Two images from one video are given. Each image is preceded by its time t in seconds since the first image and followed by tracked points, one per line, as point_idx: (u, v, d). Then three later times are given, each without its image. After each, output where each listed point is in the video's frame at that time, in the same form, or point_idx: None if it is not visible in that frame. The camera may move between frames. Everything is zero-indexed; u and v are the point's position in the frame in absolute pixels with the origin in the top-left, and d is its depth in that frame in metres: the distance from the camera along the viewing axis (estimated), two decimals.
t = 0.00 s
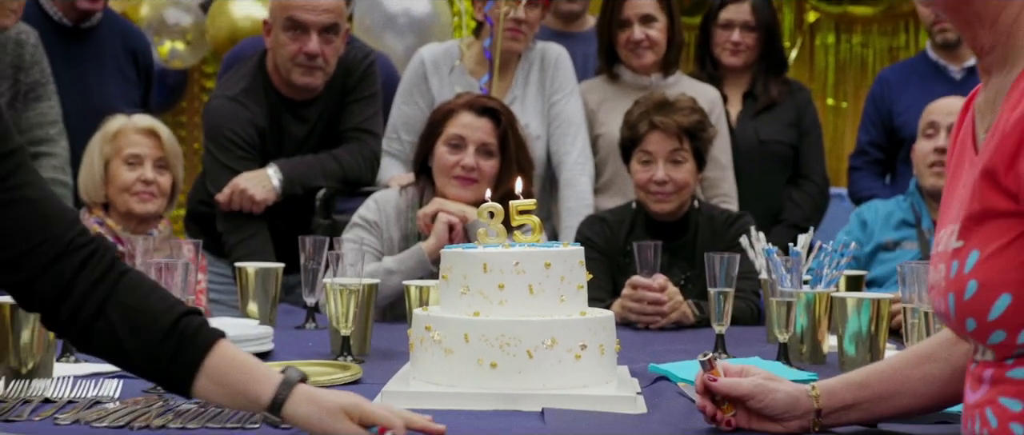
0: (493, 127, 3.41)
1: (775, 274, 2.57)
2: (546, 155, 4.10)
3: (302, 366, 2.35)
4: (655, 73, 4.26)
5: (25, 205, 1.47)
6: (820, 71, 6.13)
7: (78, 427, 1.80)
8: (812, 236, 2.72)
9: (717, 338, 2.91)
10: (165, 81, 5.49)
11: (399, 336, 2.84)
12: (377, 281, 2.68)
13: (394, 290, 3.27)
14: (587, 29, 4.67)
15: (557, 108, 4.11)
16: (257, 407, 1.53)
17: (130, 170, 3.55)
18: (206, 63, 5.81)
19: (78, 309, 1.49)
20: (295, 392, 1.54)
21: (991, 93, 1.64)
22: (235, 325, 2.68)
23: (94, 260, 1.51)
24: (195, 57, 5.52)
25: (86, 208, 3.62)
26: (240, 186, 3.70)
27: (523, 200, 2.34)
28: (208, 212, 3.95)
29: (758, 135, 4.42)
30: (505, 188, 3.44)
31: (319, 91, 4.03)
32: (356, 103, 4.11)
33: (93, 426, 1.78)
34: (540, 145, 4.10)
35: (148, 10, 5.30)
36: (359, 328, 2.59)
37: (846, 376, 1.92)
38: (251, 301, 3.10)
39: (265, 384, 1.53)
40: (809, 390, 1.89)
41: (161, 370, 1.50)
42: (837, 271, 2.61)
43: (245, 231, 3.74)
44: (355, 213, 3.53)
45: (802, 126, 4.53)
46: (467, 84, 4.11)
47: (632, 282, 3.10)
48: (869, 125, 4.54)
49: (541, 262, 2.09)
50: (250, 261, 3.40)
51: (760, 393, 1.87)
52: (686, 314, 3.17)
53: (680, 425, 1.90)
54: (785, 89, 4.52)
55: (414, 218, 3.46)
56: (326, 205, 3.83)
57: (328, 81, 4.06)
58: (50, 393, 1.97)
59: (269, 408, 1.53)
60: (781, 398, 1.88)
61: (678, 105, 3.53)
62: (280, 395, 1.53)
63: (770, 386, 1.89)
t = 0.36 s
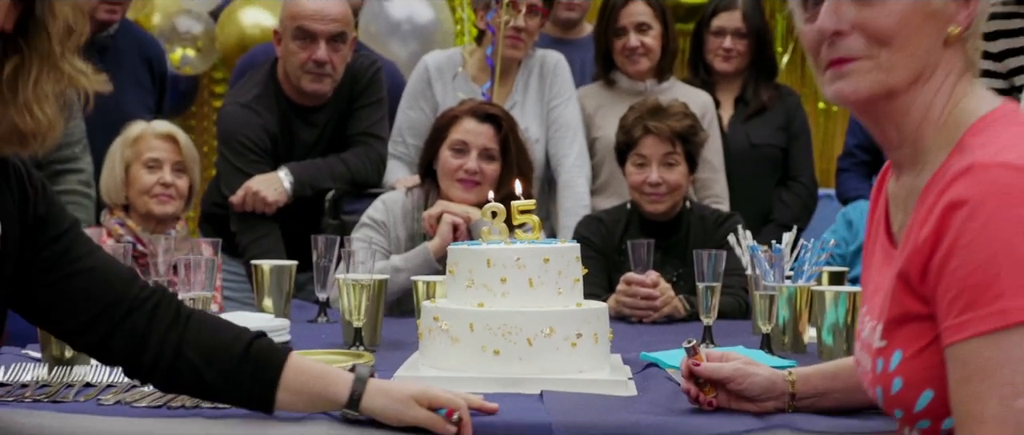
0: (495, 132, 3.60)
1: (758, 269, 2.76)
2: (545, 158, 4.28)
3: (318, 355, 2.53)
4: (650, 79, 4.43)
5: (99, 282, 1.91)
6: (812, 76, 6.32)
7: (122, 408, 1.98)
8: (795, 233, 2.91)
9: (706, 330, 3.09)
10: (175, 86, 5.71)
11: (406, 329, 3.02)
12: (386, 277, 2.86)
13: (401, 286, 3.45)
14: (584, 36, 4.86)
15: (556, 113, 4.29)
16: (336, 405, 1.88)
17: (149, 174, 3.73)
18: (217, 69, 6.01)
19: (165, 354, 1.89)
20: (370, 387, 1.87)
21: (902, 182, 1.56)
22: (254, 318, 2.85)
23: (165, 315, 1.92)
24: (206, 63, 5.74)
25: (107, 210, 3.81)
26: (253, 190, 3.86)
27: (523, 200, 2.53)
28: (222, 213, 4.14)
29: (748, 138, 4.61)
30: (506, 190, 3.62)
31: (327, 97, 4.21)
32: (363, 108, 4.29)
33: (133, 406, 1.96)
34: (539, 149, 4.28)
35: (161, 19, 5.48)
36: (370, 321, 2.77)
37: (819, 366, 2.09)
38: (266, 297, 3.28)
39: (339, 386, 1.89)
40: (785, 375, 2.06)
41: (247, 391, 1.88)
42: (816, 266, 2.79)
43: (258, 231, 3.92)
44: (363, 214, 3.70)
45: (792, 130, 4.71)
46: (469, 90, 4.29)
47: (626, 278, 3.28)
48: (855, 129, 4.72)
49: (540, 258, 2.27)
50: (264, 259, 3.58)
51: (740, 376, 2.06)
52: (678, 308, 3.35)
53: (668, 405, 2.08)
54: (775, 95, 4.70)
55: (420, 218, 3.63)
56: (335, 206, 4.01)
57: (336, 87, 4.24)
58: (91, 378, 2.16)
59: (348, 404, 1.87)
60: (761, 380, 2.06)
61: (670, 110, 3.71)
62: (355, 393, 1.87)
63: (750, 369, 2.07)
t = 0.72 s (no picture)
0: (497, 137, 3.78)
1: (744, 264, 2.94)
2: (545, 161, 4.45)
3: (332, 344, 2.70)
4: (646, 84, 4.60)
5: (128, 371, 2.09)
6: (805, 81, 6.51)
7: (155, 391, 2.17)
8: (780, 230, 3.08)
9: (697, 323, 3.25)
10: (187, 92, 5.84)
11: (414, 323, 3.19)
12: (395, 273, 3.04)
13: (409, 283, 3.62)
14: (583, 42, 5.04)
15: (555, 117, 4.47)
16: (354, 407, 2.07)
17: (167, 175, 3.91)
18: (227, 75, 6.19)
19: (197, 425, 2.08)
20: (384, 380, 2.08)
21: (845, 252, 1.76)
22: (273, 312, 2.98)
23: (190, 389, 2.11)
24: (216, 69, 5.88)
25: (127, 210, 3.98)
26: (266, 191, 4.03)
27: (524, 200, 2.70)
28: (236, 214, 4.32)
29: (741, 141, 4.78)
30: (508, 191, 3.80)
31: (336, 102, 4.39)
32: (370, 113, 4.47)
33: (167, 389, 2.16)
34: (539, 151, 4.45)
35: (172, 25, 5.76)
36: (380, 314, 2.95)
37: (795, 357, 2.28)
38: (281, 292, 3.46)
39: (356, 387, 2.07)
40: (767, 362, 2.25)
41: None
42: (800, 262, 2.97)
43: (270, 230, 4.08)
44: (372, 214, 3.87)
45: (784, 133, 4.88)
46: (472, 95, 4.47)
47: (622, 274, 3.45)
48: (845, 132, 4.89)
49: (539, 253, 2.44)
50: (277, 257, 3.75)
51: (727, 362, 2.22)
52: (671, 303, 3.52)
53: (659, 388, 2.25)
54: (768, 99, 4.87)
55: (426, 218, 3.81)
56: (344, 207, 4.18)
57: (344, 93, 4.42)
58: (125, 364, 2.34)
59: (369, 399, 2.07)
60: (745, 367, 2.23)
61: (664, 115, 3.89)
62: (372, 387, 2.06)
63: (735, 357, 2.24)
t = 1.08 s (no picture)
0: (499, 141, 3.95)
1: (732, 260, 3.14)
2: (545, 164, 4.62)
3: (346, 335, 2.87)
4: (644, 90, 4.77)
5: (165, 414, 2.18)
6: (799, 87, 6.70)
7: (183, 376, 2.37)
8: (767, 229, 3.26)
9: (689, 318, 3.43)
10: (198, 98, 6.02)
11: (421, 317, 3.36)
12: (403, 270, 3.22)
13: (415, 281, 3.79)
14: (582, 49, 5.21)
15: (555, 122, 4.65)
16: (364, 404, 2.22)
17: (183, 178, 4.09)
18: (236, 82, 6.38)
19: None
20: (387, 373, 2.22)
21: (795, 298, 1.82)
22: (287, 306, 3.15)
23: (222, 419, 2.22)
24: (226, 75, 6.08)
25: (144, 211, 4.16)
26: (278, 193, 4.21)
27: (525, 200, 2.88)
28: (249, 215, 4.50)
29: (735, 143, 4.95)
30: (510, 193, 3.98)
31: (344, 108, 4.58)
32: (377, 118, 4.63)
33: (194, 373, 2.37)
34: (540, 154, 4.63)
35: (182, 33, 5.93)
36: (389, 308, 3.13)
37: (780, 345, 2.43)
38: (294, 289, 3.64)
39: (361, 382, 2.21)
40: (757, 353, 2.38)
41: None
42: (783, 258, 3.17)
43: (282, 230, 4.26)
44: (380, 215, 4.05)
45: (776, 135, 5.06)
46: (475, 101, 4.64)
47: (618, 272, 3.63)
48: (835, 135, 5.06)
49: (539, 249, 2.62)
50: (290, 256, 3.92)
51: (720, 355, 2.35)
52: (665, 299, 3.69)
53: (652, 374, 2.41)
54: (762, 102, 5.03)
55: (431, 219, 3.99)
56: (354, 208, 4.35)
57: (351, 99, 4.60)
58: (154, 352, 2.54)
59: (376, 392, 2.21)
60: (736, 358, 2.36)
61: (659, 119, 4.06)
62: (377, 380, 2.21)
63: (727, 349, 2.36)
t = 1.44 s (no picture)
0: (501, 145, 4.13)
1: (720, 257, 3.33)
2: (546, 166, 4.80)
3: (358, 327, 3.06)
4: (641, 95, 4.95)
5: (195, 401, 2.40)
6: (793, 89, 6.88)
7: (209, 364, 2.56)
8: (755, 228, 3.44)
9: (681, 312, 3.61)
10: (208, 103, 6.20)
11: (428, 312, 3.55)
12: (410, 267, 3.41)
13: (421, 278, 3.98)
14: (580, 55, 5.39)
15: (556, 125, 4.83)
16: (378, 387, 2.41)
17: (199, 180, 4.27)
18: (245, 87, 6.56)
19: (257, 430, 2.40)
20: (399, 360, 2.41)
21: (758, 337, 2.09)
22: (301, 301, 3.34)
23: (247, 407, 2.42)
24: (235, 80, 6.25)
25: (161, 212, 4.34)
26: (289, 195, 4.39)
27: (526, 200, 3.07)
28: (260, 216, 4.69)
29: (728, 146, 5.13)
30: (511, 194, 4.16)
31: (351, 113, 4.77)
32: (382, 123, 4.84)
33: (220, 361, 2.55)
34: (540, 157, 4.81)
35: (193, 40, 6.13)
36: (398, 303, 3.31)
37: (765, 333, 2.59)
38: (305, 286, 3.82)
39: (375, 368, 2.41)
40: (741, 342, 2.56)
41: (324, 425, 2.41)
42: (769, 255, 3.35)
43: (292, 230, 4.45)
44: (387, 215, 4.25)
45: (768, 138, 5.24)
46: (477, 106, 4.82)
47: (614, 269, 3.81)
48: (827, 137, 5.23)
49: (539, 246, 2.81)
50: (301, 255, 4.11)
51: (705, 345, 2.53)
52: (659, 295, 3.88)
53: (644, 362, 2.59)
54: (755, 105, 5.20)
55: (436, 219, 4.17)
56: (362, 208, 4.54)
57: (359, 104, 4.79)
58: (182, 342, 2.73)
59: (388, 377, 2.40)
60: (722, 347, 2.54)
61: (654, 123, 4.24)
62: (390, 366, 2.40)
63: (713, 339, 2.54)
